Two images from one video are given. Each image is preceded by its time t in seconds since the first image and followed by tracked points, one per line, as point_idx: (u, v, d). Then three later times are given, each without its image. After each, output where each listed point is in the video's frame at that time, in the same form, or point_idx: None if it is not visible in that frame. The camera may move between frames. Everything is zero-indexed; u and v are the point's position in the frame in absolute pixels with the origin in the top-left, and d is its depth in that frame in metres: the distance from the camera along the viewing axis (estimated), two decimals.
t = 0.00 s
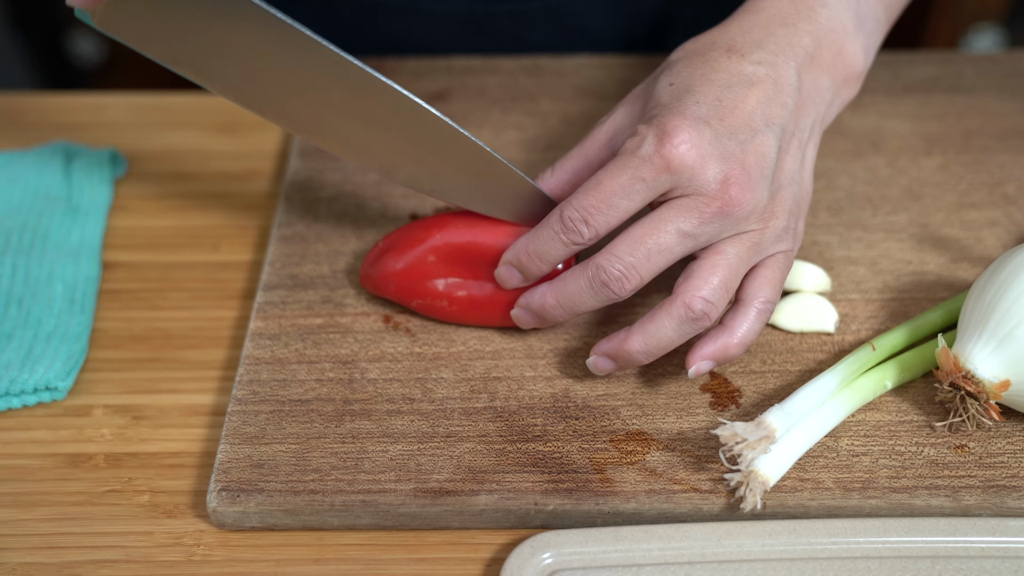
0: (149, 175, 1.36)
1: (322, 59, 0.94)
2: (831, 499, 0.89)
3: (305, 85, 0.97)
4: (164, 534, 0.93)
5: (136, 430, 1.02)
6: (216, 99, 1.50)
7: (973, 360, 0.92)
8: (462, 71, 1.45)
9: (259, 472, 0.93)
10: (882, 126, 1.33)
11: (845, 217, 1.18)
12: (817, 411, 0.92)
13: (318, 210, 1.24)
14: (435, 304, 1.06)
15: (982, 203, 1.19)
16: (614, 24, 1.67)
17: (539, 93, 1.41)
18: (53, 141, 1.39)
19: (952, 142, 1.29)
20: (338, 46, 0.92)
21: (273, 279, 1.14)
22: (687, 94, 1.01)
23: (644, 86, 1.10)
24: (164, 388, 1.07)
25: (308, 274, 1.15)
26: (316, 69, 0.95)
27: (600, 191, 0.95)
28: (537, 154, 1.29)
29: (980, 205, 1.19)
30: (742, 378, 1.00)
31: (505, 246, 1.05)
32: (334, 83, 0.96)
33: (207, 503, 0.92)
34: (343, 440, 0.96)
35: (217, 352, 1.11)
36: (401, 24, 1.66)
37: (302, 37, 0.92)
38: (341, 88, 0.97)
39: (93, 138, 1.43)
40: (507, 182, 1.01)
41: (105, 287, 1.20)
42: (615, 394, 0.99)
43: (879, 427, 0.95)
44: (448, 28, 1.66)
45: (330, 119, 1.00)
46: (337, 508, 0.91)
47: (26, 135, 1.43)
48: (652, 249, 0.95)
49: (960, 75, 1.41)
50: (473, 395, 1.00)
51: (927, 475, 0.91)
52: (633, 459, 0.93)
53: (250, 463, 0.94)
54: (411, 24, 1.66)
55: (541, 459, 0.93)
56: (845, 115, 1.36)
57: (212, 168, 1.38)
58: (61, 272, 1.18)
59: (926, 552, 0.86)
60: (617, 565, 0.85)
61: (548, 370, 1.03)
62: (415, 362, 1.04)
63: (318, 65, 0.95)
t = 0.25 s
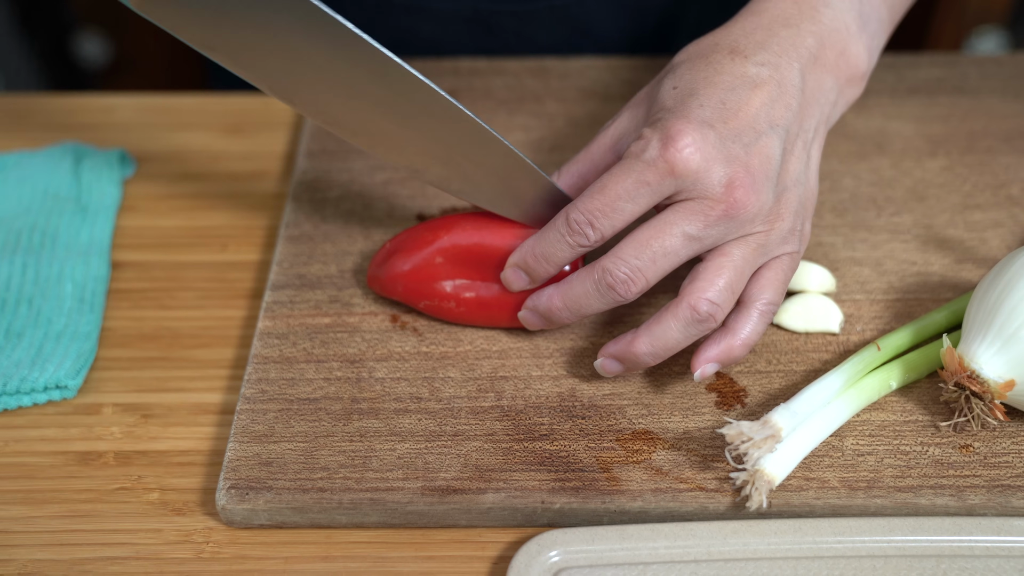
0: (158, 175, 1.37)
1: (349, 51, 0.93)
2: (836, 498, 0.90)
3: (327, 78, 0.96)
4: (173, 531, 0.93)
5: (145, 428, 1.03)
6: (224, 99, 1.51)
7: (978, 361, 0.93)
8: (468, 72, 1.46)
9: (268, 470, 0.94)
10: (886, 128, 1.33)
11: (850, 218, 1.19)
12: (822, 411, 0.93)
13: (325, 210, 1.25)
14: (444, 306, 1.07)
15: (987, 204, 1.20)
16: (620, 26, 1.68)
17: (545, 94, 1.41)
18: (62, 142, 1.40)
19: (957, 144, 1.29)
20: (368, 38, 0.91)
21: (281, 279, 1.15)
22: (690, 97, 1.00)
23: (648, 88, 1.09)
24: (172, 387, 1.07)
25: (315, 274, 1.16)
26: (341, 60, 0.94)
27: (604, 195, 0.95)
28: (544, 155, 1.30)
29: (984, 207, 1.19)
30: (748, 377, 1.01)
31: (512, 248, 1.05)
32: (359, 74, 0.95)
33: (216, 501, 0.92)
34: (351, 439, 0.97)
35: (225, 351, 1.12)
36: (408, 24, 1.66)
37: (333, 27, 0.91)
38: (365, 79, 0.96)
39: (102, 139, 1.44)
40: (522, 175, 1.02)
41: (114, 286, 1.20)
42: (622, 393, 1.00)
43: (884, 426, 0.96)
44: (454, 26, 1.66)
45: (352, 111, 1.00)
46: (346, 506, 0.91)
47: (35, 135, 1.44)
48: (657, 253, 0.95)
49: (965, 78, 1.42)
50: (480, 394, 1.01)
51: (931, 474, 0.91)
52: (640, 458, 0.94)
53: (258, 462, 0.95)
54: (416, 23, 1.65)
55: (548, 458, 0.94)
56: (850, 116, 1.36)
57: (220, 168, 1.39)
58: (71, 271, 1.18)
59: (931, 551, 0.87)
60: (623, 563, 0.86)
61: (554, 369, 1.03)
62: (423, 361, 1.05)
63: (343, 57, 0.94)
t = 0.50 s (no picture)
0: (162, 176, 1.37)
1: (368, 63, 0.93)
2: (840, 499, 0.90)
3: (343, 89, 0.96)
4: (178, 532, 0.93)
5: (150, 429, 1.03)
6: (228, 100, 1.51)
7: (982, 362, 0.93)
8: (472, 74, 1.46)
9: (273, 471, 0.94)
10: (890, 130, 1.33)
11: (854, 220, 1.19)
12: (826, 412, 0.93)
13: (330, 211, 1.25)
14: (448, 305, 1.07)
15: (991, 206, 1.20)
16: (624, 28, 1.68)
17: (548, 96, 1.41)
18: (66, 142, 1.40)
19: (961, 146, 1.29)
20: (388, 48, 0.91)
21: (286, 280, 1.15)
22: (693, 96, 1.00)
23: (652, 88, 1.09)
24: (177, 388, 1.08)
25: (320, 275, 1.16)
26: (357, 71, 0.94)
27: (609, 197, 0.96)
28: (548, 156, 1.30)
29: (988, 209, 1.20)
30: (752, 379, 1.01)
31: (518, 249, 1.06)
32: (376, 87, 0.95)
33: (222, 501, 0.92)
34: (356, 439, 0.97)
35: (230, 352, 1.12)
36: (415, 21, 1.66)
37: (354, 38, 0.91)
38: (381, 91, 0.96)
39: (106, 140, 1.44)
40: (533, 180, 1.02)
41: (119, 287, 1.21)
42: (626, 394, 1.00)
43: (888, 428, 0.96)
44: (461, 24, 1.66)
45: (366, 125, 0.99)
46: (350, 506, 0.91)
47: (39, 136, 1.44)
48: (662, 252, 0.95)
49: (969, 80, 1.42)
50: (485, 395, 1.01)
51: (936, 476, 0.91)
52: (644, 459, 0.94)
53: (263, 462, 0.95)
54: (426, 22, 1.66)
55: (553, 459, 0.94)
56: (854, 118, 1.36)
57: (224, 169, 1.39)
58: (75, 272, 1.19)
59: (935, 552, 0.87)
60: (628, 564, 0.86)
61: (559, 370, 1.03)
62: (427, 362, 1.05)
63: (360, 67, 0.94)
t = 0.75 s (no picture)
0: (162, 179, 1.37)
1: (375, 74, 0.93)
2: (842, 504, 0.89)
3: (350, 103, 0.95)
4: (177, 536, 0.93)
5: (149, 433, 1.03)
6: (228, 103, 1.51)
7: (985, 366, 0.93)
8: (473, 76, 1.46)
9: (273, 475, 0.94)
10: (892, 132, 1.33)
11: (856, 223, 1.19)
12: (829, 416, 0.92)
13: (330, 214, 1.25)
14: (451, 311, 1.06)
15: (993, 209, 1.20)
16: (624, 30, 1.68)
17: (549, 98, 1.41)
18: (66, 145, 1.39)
19: (963, 149, 1.29)
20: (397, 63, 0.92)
21: (286, 283, 1.15)
22: (696, 102, 0.99)
23: (655, 94, 1.09)
24: (177, 392, 1.07)
25: (320, 278, 1.16)
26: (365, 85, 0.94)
27: (613, 205, 0.95)
28: (549, 159, 1.30)
29: (990, 212, 1.19)
30: (753, 383, 1.00)
31: (521, 255, 1.06)
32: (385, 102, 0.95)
33: (221, 506, 0.92)
34: (356, 444, 0.96)
35: (230, 356, 1.12)
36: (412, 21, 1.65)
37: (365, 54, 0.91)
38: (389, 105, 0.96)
39: (106, 142, 1.44)
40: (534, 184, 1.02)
41: (118, 290, 1.20)
42: (627, 398, 1.00)
43: (890, 432, 0.95)
44: (458, 24, 1.65)
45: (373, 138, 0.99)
46: (350, 511, 0.91)
47: (38, 138, 1.43)
48: (666, 259, 0.95)
49: (971, 82, 1.42)
50: (485, 399, 1.00)
51: (938, 480, 0.91)
52: (645, 463, 0.93)
53: (263, 467, 0.95)
54: (420, 22, 1.65)
55: (554, 463, 0.94)
56: (856, 120, 1.36)
57: (224, 172, 1.39)
58: (74, 275, 1.18)
59: (938, 557, 0.86)
60: (629, 569, 0.85)
61: (560, 374, 1.03)
62: (427, 366, 1.04)
63: (370, 82, 0.93)
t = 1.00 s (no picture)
0: (158, 179, 1.36)
1: (372, 76, 0.92)
2: (842, 507, 0.89)
3: (348, 104, 0.95)
4: (172, 540, 0.92)
5: (144, 435, 1.02)
6: (225, 102, 1.50)
7: (985, 368, 0.92)
8: (470, 76, 1.45)
9: (269, 478, 0.93)
10: (891, 133, 1.33)
11: (856, 223, 1.18)
12: (828, 419, 0.92)
13: (327, 215, 1.24)
14: (449, 311, 1.06)
15: (993, 210, 1.19)
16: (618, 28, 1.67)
17: (547, 98, 1.41)
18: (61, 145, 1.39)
19: (962, 149, 1.29)
20: (402, 68, 0.91)
21: (282, 284, 1.14)
22: (694, 101, 0.98)
23: (652, 93, 1.07)
24: (172, 394, 1.07)
25: (317, 279, 1.15)
26: (369, 87, 0.93)
27: (610, 205, 0.94)
28: (547, 159, 1.29)
29: (990, 213, 1.19)
30: (752, 385, 1.00)
31: (519, 256, 1.06)
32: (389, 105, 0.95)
33: (216, 509, 0.91)
34: (352, 446, 0.96)
35: (226, 358, 1.11)
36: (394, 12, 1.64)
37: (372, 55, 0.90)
38: (393, 107, 0.95)
39: (101, 142, 1.43)
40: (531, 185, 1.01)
41: (114, 292, 1.20)
42: (625, 400, 0.99)
43: (890, 434, 0.95)
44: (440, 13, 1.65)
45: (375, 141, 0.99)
46: (347, 514, 0.90)
47: (34, 138, 1.43)
48: (664, 260, 0.93)
49: (970, 82, 1.41)
50: (483, 401, 1.00)
51: (937, 483, 0.91)
52: (643, 466, 0.93)
53: (259, 470, 0.94)
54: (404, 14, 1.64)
55: (552, 466, 0.93)
56: (855, 120, 1.36)
57: (220, 172, 1.38)
58: (69, 276, 1.18)
59: (938, 561, 0.86)
60: (627, 572, 0.85)
61: (557, 376, 1.02)
62: (425, 368, 1.04)
63: (367, 83, 0.93)
